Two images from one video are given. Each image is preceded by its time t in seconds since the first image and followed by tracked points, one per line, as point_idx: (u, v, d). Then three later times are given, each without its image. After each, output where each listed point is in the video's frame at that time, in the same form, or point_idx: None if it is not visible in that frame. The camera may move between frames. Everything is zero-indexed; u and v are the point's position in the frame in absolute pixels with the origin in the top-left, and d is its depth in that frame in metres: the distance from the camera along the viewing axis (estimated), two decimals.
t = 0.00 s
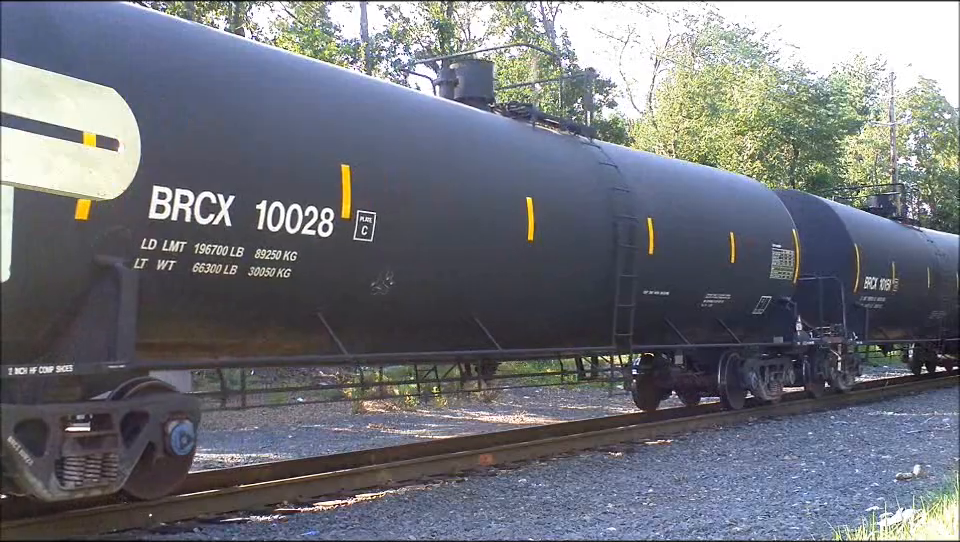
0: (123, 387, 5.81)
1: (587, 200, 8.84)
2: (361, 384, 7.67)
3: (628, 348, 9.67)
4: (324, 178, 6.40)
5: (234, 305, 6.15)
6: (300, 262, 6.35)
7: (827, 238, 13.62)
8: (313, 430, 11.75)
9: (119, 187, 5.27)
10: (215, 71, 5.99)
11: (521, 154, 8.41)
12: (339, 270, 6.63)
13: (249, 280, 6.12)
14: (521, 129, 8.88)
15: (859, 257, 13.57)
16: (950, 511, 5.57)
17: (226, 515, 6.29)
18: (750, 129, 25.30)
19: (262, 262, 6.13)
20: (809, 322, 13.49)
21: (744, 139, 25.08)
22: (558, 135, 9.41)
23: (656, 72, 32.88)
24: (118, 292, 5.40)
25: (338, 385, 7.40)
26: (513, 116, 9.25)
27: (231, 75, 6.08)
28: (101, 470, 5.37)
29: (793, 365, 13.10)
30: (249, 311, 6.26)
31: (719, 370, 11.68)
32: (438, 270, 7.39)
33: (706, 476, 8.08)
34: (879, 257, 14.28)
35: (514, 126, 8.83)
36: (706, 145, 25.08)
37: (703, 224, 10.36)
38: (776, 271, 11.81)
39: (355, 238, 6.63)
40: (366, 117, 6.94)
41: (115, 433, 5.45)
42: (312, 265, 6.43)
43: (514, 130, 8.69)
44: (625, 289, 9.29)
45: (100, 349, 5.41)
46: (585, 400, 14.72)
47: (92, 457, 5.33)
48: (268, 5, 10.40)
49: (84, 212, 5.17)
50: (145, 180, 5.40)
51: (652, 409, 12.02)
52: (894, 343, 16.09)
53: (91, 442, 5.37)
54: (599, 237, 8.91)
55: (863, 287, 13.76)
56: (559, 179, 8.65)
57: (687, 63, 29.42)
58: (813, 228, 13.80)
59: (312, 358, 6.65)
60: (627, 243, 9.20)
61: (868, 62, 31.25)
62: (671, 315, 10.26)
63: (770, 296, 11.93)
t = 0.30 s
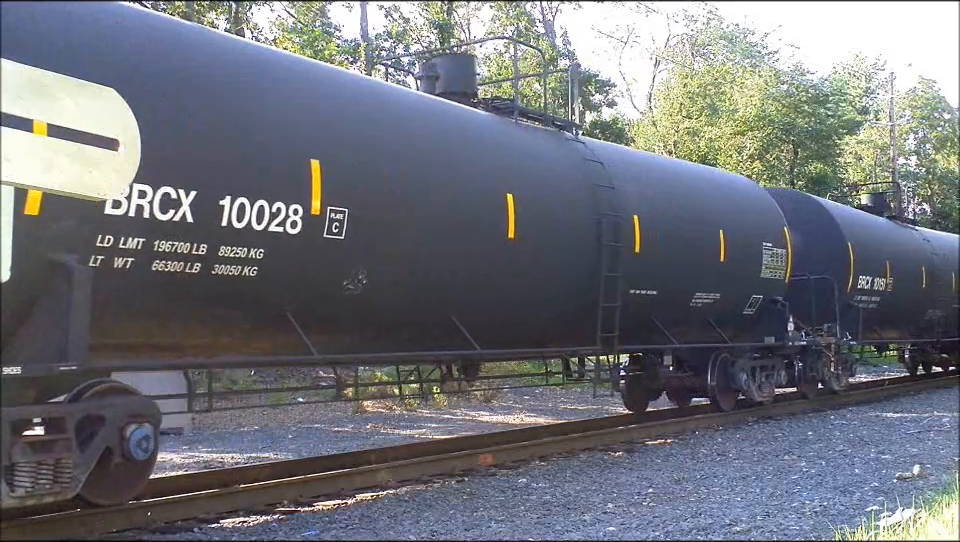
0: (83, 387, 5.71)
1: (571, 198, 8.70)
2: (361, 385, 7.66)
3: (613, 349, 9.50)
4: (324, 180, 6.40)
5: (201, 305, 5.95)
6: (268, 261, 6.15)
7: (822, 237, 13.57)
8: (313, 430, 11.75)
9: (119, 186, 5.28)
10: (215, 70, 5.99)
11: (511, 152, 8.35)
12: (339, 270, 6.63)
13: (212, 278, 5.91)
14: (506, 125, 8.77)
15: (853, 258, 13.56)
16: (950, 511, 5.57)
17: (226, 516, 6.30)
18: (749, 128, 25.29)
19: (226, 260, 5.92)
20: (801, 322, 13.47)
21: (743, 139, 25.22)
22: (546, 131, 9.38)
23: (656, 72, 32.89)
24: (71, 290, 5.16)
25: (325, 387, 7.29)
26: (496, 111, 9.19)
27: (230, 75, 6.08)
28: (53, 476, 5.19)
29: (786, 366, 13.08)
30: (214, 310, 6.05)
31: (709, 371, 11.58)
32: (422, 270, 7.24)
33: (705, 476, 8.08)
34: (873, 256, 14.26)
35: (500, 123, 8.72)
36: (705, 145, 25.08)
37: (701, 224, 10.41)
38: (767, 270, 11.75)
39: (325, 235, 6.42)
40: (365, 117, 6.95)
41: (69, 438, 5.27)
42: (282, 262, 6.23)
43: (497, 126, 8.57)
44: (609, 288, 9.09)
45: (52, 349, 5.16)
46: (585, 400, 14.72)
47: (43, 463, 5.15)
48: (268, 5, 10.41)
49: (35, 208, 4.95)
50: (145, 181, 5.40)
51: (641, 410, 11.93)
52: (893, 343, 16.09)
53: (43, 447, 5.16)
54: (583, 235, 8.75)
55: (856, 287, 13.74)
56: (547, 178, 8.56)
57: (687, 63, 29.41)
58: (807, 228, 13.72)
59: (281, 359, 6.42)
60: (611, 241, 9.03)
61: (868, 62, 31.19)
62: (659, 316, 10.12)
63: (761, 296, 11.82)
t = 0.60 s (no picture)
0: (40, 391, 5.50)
1: (555, 196, 8.58)
2: (361, 385, 7.65)
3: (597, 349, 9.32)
4: (324, 180, 6.40)
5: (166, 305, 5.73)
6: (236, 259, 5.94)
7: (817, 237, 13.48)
8: (313, 430, 11.76)
9: (119, 186, 5.27)
10: (214, 70, 5.98)
11: (500, 151, 8.27)
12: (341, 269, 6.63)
13: (172, 277, 5.67)
14: (486, 121, 8.62)
15: (847, 255, 13.46)
16: (950, 511, 5.57)
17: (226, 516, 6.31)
18: (749, 128, 25.80)
19: (188, 258, 5.69)
20: (794, 322, 13.41)
21: (744, 139, 25.73)
22: (533, 129, 9.30)
23: (656, 72, 32.89)
24: (18, 289, 4.81)
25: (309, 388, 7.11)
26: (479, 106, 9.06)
27: (229, 75, 6.08)
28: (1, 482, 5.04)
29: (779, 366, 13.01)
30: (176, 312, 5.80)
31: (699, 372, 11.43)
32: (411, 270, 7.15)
33: (706, 476, 8.08)
34: (868, 256, 14.21)
35: (484, 120, 8.61)
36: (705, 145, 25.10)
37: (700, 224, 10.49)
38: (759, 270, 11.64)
39: (293, 232, 6.20)
40: (364, 118, 6.95)
41: (19, 443, 4.99)
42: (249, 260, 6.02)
43: (478, 122, 8.43)
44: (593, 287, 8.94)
45: None
46: (584, 400, 14.73)
47: None
48: (268, 5, 10.42)
49: None
50: (146, 182, 5.41)
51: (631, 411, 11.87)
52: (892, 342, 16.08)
53: None
54: (566, 233, 8.61)
55: (850, 286, 13.67)
56: (533, 175, 8.45)
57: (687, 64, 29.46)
58: (802, 227, 13.64)
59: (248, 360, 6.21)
60: (596, 239, 8.90)
61: (867, 62, 31.13)
62: (647, 316, 9.98)
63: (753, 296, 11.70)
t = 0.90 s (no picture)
0: None
1: (538, 193, 8.41)
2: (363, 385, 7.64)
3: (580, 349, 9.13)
4: (323, 181, 6.42)
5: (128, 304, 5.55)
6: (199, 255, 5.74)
7: (810, 236, 13.38)
8: (313, 430, 11.76)
9: (119, 186, 5.28)
10: (213, 71, 5.98)
11: (486, 147, 8.14)
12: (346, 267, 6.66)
13: (129, 274, 5.46)
14: (465, 115, 8.40)
15: (838, 252, 13.41)
16: (950, 511, 5.57)
17: (226, 515, 6.30)
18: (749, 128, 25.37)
19: (146, 256, 5.49)
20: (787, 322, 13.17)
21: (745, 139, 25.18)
22: (516, 122, 9.09)
23: (656, 72, 32.82)
24: None
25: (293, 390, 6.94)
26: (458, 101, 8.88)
27: (229, 76, 6.08)
28: None
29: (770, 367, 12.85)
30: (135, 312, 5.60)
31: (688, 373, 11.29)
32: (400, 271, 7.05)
33: (705, 476, 8.08)
34: (862, 255, 14.14)
35: (467, 115, 8.44)
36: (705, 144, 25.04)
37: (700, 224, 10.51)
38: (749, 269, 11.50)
39: (258, 228, 6.00)
40: (363, 118, 6.96)
41: None
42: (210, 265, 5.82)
43: (457, 116, 8.22)
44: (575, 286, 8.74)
45: None
46: (584, 400, 14.72)
47: None
48: (268, 5, 10.45)
49: None
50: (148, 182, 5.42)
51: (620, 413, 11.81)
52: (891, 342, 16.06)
53: None
54: (549, 230, 8.41)
55: (842, 286, 13.61)
56: (515, 172, 8.27)
57: (687, 64, 29.49)
58: (795, 228, 13.48)
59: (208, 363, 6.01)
60: (578, 236, 8.68)
61: (868, 62, 31.09)
62: (632, 316, 9.80)
63: (742, 295, 11.55)
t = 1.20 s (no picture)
0: None
1: (520, 191, 8.23)
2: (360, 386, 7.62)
3: (563, 350, 8.93)
4: (321, 183, 6.42)
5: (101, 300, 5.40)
6: (174, 251, 5.60)
7: (803, 236, 13.20)
8: (313, 430, 11.76)
9: (118, 186, 5.27)
10: (215, 72, 5.99)
11: (469, 142, 7.99)
12: (345, 267, 6.64)
13: (84, 272, 5.25)
14: (443, 108, 8.20)
15: (832, 251, 13.20)
16: (951, 511, 5.57)
17: (226, 515, 6.30)
18: (749, 128, 25.50)
19: (101, 252, 5.27)
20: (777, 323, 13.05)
21: (744, 139, 25.30)
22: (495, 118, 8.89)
23: (657, 72, 32.83)
24: None
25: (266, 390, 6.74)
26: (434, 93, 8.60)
27: (229, 76, 6.08)
28: None
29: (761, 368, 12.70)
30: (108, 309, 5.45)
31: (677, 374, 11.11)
32: (387, 271, 6.95)
33: (705, 476, 8.08)
34: (856, 254, 14.01)
35: (448, 110, 8.28)
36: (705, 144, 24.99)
37: (700, 224, 10.52)
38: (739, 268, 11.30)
39: (220, 224, 5.78)
40: (361, 117, 6.96)
41: None
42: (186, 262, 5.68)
43: (436, 110, 8.03)
44: (558, 284, 8.56)
45: None
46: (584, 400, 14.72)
47: None
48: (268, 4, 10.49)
49: None
50: (149, 182, 5.41)
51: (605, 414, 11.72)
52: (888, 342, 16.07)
53: None
54: (529, 227, 8.22)
55: (836, 286, 13.41)
56: (496, 168, 8.09)
57: (687, 64, 29.48)
58: (794, 229, 13.31)
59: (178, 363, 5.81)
60: (561, 234, 8.52)
61: (868, 62, 31.07)
62: (618, 315, 9.61)
63: (733, 295, 11.34)
